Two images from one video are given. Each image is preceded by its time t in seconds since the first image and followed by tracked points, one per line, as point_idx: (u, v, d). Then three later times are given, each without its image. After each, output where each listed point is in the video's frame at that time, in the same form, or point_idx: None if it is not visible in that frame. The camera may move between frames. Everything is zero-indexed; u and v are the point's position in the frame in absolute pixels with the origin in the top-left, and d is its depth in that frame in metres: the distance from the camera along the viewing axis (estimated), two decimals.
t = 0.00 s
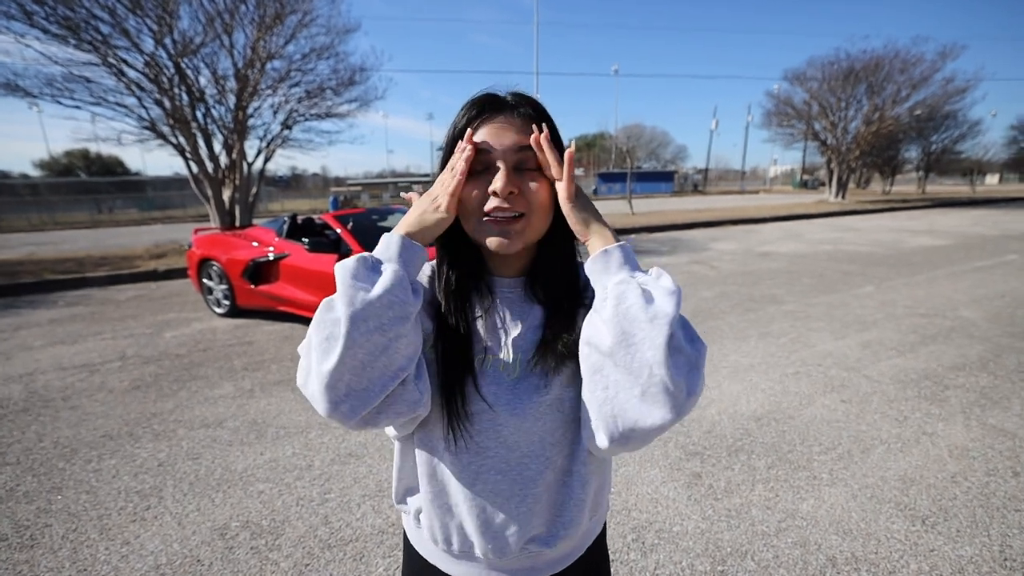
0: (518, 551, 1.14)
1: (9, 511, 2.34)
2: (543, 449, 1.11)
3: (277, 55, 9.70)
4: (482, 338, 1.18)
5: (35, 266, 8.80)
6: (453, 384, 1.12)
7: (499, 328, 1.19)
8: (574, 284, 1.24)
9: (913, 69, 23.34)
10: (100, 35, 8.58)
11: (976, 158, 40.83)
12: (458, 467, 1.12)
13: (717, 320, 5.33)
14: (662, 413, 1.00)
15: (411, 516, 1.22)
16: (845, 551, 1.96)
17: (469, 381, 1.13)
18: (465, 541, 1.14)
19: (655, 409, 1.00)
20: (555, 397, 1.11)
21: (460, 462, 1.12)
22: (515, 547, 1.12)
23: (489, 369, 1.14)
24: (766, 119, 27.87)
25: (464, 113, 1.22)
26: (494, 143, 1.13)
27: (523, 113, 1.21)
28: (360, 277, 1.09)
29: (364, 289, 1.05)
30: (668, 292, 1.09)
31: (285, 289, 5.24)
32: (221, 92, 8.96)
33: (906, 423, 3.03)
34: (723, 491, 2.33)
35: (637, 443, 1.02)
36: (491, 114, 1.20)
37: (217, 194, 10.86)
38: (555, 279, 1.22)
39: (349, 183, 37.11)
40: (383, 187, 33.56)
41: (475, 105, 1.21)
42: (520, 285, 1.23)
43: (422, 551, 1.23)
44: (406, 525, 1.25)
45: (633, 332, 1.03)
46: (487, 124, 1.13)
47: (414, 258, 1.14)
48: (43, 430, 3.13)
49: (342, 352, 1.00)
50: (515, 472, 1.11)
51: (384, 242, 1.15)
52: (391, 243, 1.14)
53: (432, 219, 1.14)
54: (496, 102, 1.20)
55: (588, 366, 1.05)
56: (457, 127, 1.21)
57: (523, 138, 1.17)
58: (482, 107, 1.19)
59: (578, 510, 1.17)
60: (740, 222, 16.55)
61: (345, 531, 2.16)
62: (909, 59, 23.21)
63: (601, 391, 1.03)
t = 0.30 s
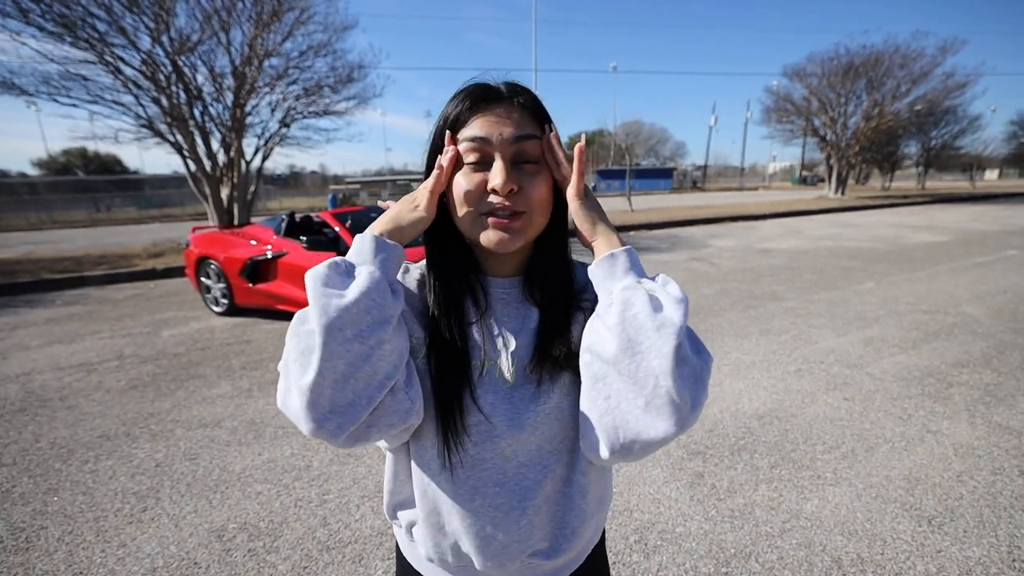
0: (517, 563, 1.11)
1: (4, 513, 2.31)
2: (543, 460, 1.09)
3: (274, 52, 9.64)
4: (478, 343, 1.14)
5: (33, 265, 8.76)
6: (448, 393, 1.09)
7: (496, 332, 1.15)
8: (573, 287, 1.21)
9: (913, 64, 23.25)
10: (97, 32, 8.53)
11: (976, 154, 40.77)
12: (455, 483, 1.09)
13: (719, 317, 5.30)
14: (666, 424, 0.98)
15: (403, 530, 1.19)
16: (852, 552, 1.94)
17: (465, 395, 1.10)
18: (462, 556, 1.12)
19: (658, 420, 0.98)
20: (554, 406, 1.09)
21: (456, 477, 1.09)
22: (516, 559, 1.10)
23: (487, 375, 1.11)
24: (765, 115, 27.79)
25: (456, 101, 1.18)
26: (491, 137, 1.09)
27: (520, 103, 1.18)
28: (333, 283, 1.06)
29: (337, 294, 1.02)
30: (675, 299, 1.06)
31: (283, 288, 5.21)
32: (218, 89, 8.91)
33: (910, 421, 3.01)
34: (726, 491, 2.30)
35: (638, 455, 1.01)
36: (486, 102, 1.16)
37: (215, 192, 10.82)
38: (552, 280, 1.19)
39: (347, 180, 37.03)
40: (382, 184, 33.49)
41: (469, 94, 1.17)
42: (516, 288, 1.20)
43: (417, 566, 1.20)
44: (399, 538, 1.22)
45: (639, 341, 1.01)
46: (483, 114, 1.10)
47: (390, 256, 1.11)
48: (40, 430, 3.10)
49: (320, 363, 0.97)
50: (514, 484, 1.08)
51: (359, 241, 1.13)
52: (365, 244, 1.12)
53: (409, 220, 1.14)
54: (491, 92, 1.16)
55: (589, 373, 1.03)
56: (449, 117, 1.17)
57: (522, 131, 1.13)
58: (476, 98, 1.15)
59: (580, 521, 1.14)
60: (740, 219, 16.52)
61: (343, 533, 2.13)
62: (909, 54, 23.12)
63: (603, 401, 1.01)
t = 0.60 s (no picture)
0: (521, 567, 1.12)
1: (6, 504, 2.32)
2: (548, 462, 1.10)
3: (276, 47, 9.62)
4: (477, 343, 1.15)
5: (34, 259, 8.77)
6: (448, 396, 1.09)
7: (494, 332, 1.16)
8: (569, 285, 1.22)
9: (916, 63, 23.16)
10: (98, 26, 8.51)
11: (978, 154, 40.67)
12: (458, 487, 1.09)
13: (719, 315, 5.30)
14: (670, 428, 0.98)
15: (399, 538, 1.20)
16: (849, 550, 1.94)
17: (466, 396, 1.10)
18: (465, 560, 1.12)
19: (662, 423, 0.99)
20: (558, 407, 1.10)
21: (459, 482, 1.09)
22: (520, 562, 1.11)
23: (486, 376, 1.11)
24: (767, 113, 27.73)
25: (449, 95, 1.17)
26: (489, 136, 1.09)
27: (516, 100, 1.16)
28: (333, 296, 1.04)
29: (341, 309, 1.01)
30: (677, 302, 1.06)
31: (284, 283, 5.21)
32: (220, 84, 8.89)
33: (909, 421, 3.01)
34: (724, 489, 2.31)
35: (642, 457, 1.02)
36: (482, 99, 1.15)
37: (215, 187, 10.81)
38: (549, 278, 1.20)
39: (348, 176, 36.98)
40: (382, 181, 33.45)
41: (464, 88, 1.15)
42: (513, 284, 1.20)
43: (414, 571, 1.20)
44: (394, 544, 1.22)
45: (640, 347, 1.01)
46: (480, 113, 1.09)
47: (389, 261, 1.12)
48: (40, 424, 3.10)
49: (330, 384, 0.96)
50: (519, 488, 1.08)
51: (351, 245, 1.11)
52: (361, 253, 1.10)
53: (407, 221, 1.13)
54: (486, 88, 1.15)
55: (592, 378, 1.03)
56: (443, 109, 1.15)
57: (520, 130, 1.13)
58: (471, 93, 1.14)
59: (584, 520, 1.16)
60: (741, 217, 16.51)
61: (343, 528, 2.14)
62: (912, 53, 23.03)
63: (607, 404, 1.02)
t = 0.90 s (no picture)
0: (522, 560, 1.14)
1: (8, 495, 2.34)
2: (545, 458, 1.12)
3: (278, 41, 9.60)
4: (475, 346, 1.15)
5: (35, 251, 8.77)
6: (446, 397, 1.09)
7: (494, 334, 1.16)
8: (570, 286, 1.22)
9: (919, 63, 23.09)
10: (101, 19, 8.50)
11: (979, 155, 40.60)
12: (457, 481, 1.11)
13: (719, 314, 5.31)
14: (703, 423, 1.02)
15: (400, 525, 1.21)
16: (845, 548, 1.96)
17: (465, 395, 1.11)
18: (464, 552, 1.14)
19: (695, 421, 1.02)
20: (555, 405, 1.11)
21: (459, 476, 1.11)
22: (517, 556, 1.12)
23: (485, 377, 1.12)
24: (769, 112, 27.68)
25: (449, 80, 1.17)
26: (490, 118, 1.09)
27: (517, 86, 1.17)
28: (290, 291, 1.07)
29: (289, 304, 1.03)
30: (704, 302, 1.11)
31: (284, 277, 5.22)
32: (221, 79, 8.88)
33: (906, 420, 3.02)
34: (722, 486, 2.32)
35: (674, 453, 1.04)
36: (482, 85, 1.15)
37: (216, 182, 10.81)
38: (549, 279, 1.20)
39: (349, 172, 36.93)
40: (383, 177, 33.41)
41: (465, 74, 1.16)
42: (512, 283, 1.21)
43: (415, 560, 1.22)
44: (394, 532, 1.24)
45: (678, 346, 1.04)
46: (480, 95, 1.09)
47: (361, 256, 1.11)
48: (42, 415, 3.12)
49: (274, 378, 0.99)
50: (516, 480, 1.11)
51: (327, 240, 1.13)
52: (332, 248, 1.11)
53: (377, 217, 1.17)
54: (488, 74, 1.15)
55: (624, 378, 1.05)
56: (444, 94, 1.15)
57: (522, 115, 1.13)
58: (474, 77, 1.15)
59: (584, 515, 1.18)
60: (742, 216, 16.50)
61: (342, 521, 2.16)
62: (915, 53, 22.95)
63: (641, 404, 1.04)
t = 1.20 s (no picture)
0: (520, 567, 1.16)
1: (15, 489, 2.36)
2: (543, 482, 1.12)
3: (280, 41, 9.62)
4: (476, 357, 1.16)
5: (38, 249, 8.80)
6: (447, 411, 1.12)
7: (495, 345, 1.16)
8: (582, 295, 1.19)
9: (919, 63, 23.08)
10: (104, 18, 8.52)
11: (979, 156, 40.60)
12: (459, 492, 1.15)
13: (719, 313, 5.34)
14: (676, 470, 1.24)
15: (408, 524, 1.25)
16: (842, 544, 1.98)
17: (464, 410, 1.13)
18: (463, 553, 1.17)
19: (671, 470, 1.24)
20: (553, 426, 1.10)
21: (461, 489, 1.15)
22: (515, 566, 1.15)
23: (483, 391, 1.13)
24: (769, 112, 27.68)
25: (452, 90, 1.14)
26: (491, 152, 1.09)
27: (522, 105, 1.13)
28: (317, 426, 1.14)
29: (318, 450, 1.14)
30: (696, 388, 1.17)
31: (286, 276, 5.25)
32: (224, 78, 8.90)
33: (904, 418, 3.05)
34: (721, 482, 2.35)
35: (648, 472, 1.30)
36: (485, 103, 1.12)
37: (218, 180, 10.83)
38: (558, 288, 1.19)
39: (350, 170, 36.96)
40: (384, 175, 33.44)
41: (468, 86, 1.12)
42: (518, 291, 1.20)
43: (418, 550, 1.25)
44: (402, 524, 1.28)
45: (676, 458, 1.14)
46: (480, 133, 1.08)
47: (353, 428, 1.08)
48: (47, 411, 3.14)
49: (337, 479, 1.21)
50: (515, 500, 1.11)
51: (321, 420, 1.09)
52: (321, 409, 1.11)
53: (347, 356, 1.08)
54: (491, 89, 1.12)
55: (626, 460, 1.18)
56: (446, 108, 1.13)
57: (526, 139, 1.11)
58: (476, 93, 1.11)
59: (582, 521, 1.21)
60: (742, 216, 16.52)
61: (345, 516, 2.18)
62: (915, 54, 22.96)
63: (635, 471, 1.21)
